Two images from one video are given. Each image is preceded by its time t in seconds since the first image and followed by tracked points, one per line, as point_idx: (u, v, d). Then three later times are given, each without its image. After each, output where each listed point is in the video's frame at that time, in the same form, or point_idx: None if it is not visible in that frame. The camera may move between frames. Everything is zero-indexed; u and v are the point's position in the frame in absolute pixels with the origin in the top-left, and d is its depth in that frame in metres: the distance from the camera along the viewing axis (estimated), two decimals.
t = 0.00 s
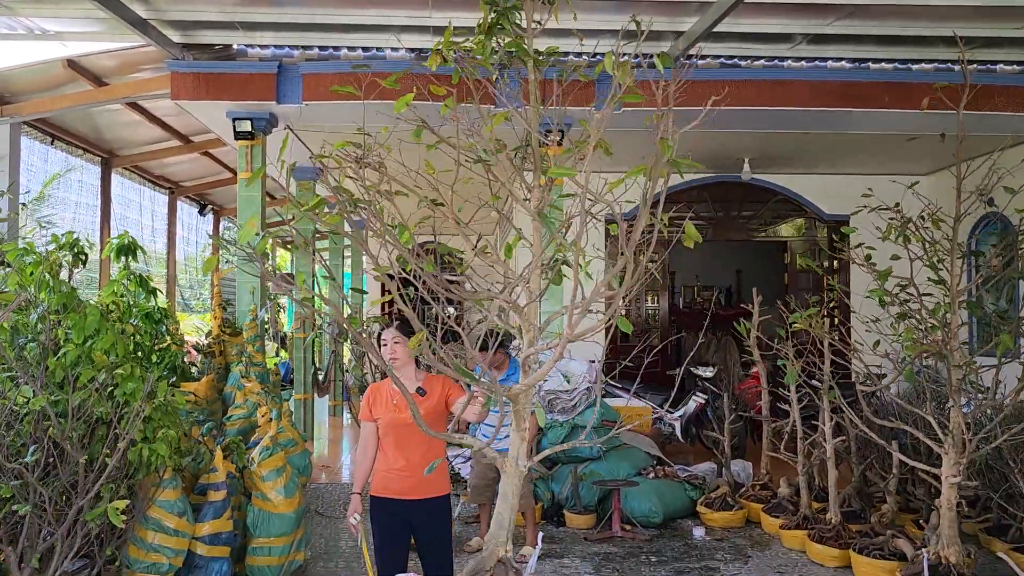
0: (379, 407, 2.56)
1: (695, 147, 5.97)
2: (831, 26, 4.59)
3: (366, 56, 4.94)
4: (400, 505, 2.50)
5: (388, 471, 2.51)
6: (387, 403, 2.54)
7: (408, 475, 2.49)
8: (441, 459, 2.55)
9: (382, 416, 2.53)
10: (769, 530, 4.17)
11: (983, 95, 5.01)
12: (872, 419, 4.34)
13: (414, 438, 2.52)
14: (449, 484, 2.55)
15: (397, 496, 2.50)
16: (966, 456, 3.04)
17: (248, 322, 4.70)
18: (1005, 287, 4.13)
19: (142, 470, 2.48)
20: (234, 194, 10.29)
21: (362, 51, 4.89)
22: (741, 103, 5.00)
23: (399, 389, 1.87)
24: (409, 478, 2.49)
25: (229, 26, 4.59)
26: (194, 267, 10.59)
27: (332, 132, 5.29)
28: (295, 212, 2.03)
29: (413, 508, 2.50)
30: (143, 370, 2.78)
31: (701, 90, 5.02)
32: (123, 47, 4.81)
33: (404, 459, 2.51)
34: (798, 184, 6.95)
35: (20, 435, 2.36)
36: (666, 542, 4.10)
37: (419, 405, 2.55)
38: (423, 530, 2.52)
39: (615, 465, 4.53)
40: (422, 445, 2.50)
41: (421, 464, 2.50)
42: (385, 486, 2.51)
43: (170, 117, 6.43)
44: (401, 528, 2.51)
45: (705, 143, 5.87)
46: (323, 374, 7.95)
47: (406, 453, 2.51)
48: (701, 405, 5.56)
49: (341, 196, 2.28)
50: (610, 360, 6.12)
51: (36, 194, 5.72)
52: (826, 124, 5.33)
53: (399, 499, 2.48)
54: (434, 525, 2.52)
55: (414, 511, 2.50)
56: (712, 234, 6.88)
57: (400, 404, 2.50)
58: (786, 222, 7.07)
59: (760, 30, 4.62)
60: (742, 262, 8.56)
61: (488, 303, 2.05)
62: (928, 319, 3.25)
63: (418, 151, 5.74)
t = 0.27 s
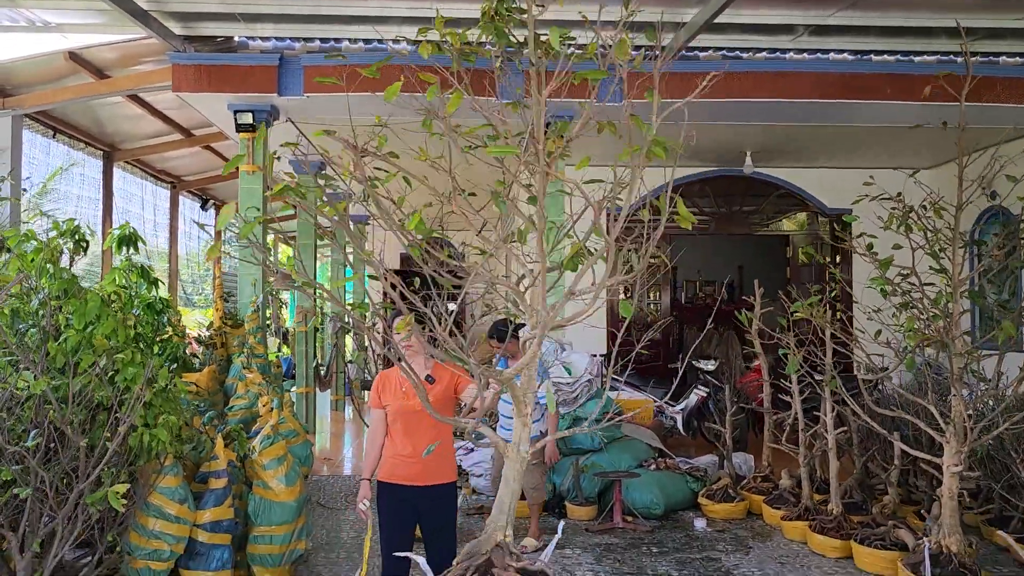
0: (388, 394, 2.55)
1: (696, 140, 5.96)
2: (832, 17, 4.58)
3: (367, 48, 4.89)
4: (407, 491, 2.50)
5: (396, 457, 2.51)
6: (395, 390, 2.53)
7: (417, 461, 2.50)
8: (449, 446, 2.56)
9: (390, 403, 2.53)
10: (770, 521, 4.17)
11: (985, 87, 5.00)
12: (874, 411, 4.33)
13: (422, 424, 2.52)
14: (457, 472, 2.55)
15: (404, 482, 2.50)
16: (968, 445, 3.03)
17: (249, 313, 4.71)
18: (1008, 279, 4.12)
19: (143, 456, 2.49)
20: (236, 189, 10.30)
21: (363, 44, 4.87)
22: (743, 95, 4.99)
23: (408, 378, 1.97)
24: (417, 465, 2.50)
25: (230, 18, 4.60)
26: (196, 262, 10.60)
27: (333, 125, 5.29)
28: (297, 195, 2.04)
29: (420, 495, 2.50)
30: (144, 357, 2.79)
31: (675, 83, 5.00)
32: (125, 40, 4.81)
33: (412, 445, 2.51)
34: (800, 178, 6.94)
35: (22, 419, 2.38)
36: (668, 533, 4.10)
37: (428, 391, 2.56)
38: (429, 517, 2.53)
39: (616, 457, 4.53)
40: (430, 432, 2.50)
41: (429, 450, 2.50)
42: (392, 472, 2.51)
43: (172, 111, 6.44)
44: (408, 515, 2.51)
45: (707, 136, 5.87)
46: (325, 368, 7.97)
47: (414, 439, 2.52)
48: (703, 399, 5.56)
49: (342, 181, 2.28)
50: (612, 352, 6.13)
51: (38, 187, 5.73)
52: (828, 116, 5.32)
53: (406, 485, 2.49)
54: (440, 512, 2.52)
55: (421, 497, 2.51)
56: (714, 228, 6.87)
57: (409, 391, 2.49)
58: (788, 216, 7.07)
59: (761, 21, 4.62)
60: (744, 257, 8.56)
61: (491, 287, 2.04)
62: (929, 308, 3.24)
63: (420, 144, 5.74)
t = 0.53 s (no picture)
0: (398, 384, 2.55)
1: (698, 134, 5.95)
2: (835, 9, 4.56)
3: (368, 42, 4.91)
4: (416, 480, 2.50)
5: (405, 446, 2.51)
6: (405, 380, 2.54)
7: (425, 451, 2.49)
8: (458, 436, 2.55)
9: (399, 392, 2.54)
10: (772, 514, 4.17)
11: (989, 80, 4.98)
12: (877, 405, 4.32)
13: (431, 414, 2.52)
14: (466, 462, 2.55)
15: (413, 471, 2.50)
16: (971, 437, 3.02)
17: (251, 306, 4.71)
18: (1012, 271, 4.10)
19: (145, 445, 2.49)
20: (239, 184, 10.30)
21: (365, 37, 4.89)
22: (745, 88, 4.97)
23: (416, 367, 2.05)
24: (425, 454, 2.49)
25: (231, 11, 4.59)
26: (199, 257, 10.61)
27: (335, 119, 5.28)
28: (298, 183, 2.04)
29: (428, 484, 2.50)
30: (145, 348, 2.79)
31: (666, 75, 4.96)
32: (126, 33, 4.81)
33: (421, 434, 2.51)
34: (803, 172, 6.92)
35: (23, 409, 2.38)
36: (670, 526, 4.09)
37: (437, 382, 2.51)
38: (438, 506, 2.52)
39: (618, 451, 4.53)
40: (439, 422, 2.50)
41: (437, 440, 2.50)
42: (401, 461, 2.51)
43: (174, 105, 6.44)
44: (417, 504, 2.51)
45: (709, 130, 5.85)
46: (327, 363, 7.98)
47: (423, 429, 2.52)
48: (705, 393, 5.55)
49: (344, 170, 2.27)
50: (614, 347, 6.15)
51: (40, 181, 5.74)
52: (831, 109, 5.30)
53: (415, 475, 2.48)
54: (448, 501, 2.52)
55: (430, 487, 2.50)
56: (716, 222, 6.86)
57: (418, 381, 2.49)
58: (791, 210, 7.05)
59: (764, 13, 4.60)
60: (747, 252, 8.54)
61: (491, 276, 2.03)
62: (932, 299, 3.23)
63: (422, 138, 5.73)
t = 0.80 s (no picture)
0: (405, 378, 2.56)
1: (701, 128, 5.93)
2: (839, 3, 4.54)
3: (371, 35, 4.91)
4: (424, 473, 2.50)
5: (412, 440, 2.51)
6: (412, 374, 2.54)
7: (433, 444, 2.50)
8: (465, 430, 2.56)
9: (406, 386, 2.54)
10: (775, 509, 4.17)
11: (994, 73, 4.95)
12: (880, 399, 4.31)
13: (438, 407, 2.52)
14: (473, 455, 2.55)
15: (420, 464, 2.50)
16: (975, 431, 3.01)
17: (254, 301, 4.71)
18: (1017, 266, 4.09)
19: (148, 439, 2.49)
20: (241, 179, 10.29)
21: (367, 31, 4.89)
22: (748, 82, 4.96)
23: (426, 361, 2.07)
24: (432, 447, 2.50)
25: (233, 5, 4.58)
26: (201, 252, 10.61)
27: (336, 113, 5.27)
28: (300, 176, 2.04)
29: (436, 477, 2.50)
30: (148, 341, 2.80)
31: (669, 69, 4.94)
32: (128, 27, 4.80)
33: (428, 428, 2.51)
34: (806, 167, 6.90)
35: (26, 402, 2.38)
36: (672, 521, 4.09)
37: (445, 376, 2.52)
38: (445, 499, 2.52)
39: (620, 445, 4.53)
40: (446, 415, 2.50)
41: (444, 433, 2.50)
42: (408, 454, 2.51)
43: (176, 99, 6.43)
44: (424, 497, 2.51)
45: (712, 124, 5.83)
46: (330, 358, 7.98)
47: (430, 422, 2.52)
48: (708, 387, 5.55)
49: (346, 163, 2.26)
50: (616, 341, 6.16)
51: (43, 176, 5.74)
52: (835, 103, 5.28)
53: (422, 468, 2.48)
54: (455, 495, 2.52)
55: (437, 481, 2.50)
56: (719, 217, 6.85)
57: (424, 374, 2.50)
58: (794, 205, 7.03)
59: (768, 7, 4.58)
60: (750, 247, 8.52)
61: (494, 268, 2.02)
62: (936, 293, 3.22)
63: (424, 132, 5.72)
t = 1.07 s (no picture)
0: (409, 372, 2.57)
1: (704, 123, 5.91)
2: None
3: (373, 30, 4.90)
4: (428, 468, 2.50)
5: (416, 434, 2.52)
6: (416, 368, 2.55)
7: (437, 438, 2.50)
8: (469, 425, 2.56)
9: (410, 380, 2.55)
10: (777, 504, 4.17)
11: (998, 68, 4.93)
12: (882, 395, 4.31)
13: (442, 401, 2.52)
14: (477, 450, 2.55)
15: (424, 459, 2.50)
16: (978, 427, 3.00)
17: (256, 295, 4.71)
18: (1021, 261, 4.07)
19: (150, 433, 2.50)
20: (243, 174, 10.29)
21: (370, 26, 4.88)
22: (751, 77, 4.94)
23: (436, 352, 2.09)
24: (436, 442, 2.50)
25: None
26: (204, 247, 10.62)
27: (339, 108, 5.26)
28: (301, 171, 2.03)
29: (440, 472, 2.50)
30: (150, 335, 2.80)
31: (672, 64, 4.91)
32: (130, 22, 4.80)
33: (432, 422, 2.51)
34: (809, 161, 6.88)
35: (28, 396, 2.39)
36: (674, 515, 4.10)
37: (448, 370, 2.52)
38: (449, 494, 2.52)
39: (622, 440, 4.53)
40: (450, 410, 2.50)
41: (448, 427, 2.50)
42: (412, 449, 2.51)
43: (178, 94, 6.43)
44: (428, 492, 2.51)
45: (715, 119, 5.82)
46: (332, 353, 7.99)
47: (434, 417, 2.52)
48: (710, 382, 5.55)
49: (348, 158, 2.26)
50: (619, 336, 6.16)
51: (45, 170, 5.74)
52: (838, 97, 5.26)
53: (426, 462, 2.49)
54: (459, 489, 2.52)
55: (441, 475, 2.51)
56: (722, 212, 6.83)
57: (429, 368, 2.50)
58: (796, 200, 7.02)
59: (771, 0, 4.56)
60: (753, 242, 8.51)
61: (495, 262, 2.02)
62: (939, 289, 3.21)
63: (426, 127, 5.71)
